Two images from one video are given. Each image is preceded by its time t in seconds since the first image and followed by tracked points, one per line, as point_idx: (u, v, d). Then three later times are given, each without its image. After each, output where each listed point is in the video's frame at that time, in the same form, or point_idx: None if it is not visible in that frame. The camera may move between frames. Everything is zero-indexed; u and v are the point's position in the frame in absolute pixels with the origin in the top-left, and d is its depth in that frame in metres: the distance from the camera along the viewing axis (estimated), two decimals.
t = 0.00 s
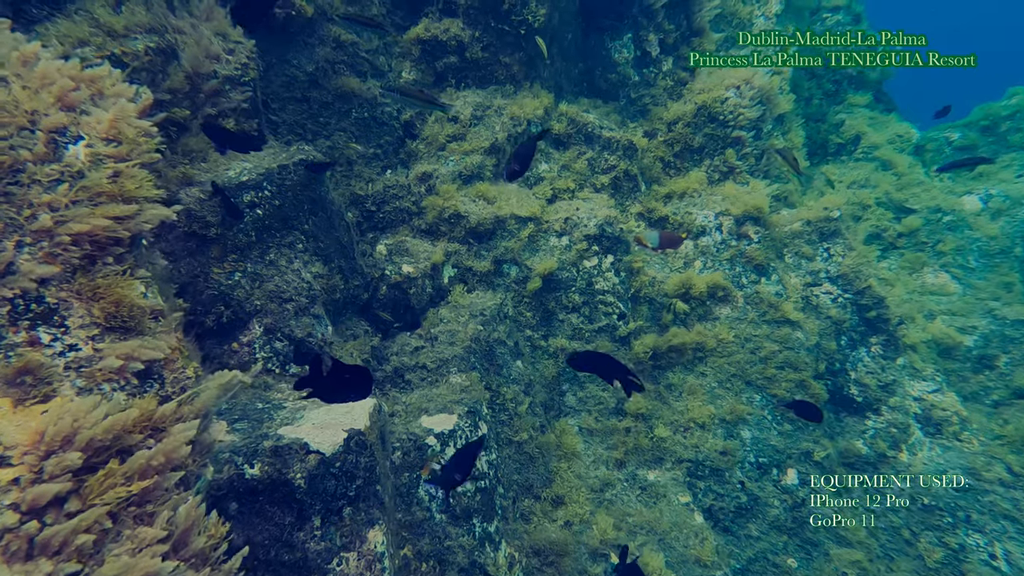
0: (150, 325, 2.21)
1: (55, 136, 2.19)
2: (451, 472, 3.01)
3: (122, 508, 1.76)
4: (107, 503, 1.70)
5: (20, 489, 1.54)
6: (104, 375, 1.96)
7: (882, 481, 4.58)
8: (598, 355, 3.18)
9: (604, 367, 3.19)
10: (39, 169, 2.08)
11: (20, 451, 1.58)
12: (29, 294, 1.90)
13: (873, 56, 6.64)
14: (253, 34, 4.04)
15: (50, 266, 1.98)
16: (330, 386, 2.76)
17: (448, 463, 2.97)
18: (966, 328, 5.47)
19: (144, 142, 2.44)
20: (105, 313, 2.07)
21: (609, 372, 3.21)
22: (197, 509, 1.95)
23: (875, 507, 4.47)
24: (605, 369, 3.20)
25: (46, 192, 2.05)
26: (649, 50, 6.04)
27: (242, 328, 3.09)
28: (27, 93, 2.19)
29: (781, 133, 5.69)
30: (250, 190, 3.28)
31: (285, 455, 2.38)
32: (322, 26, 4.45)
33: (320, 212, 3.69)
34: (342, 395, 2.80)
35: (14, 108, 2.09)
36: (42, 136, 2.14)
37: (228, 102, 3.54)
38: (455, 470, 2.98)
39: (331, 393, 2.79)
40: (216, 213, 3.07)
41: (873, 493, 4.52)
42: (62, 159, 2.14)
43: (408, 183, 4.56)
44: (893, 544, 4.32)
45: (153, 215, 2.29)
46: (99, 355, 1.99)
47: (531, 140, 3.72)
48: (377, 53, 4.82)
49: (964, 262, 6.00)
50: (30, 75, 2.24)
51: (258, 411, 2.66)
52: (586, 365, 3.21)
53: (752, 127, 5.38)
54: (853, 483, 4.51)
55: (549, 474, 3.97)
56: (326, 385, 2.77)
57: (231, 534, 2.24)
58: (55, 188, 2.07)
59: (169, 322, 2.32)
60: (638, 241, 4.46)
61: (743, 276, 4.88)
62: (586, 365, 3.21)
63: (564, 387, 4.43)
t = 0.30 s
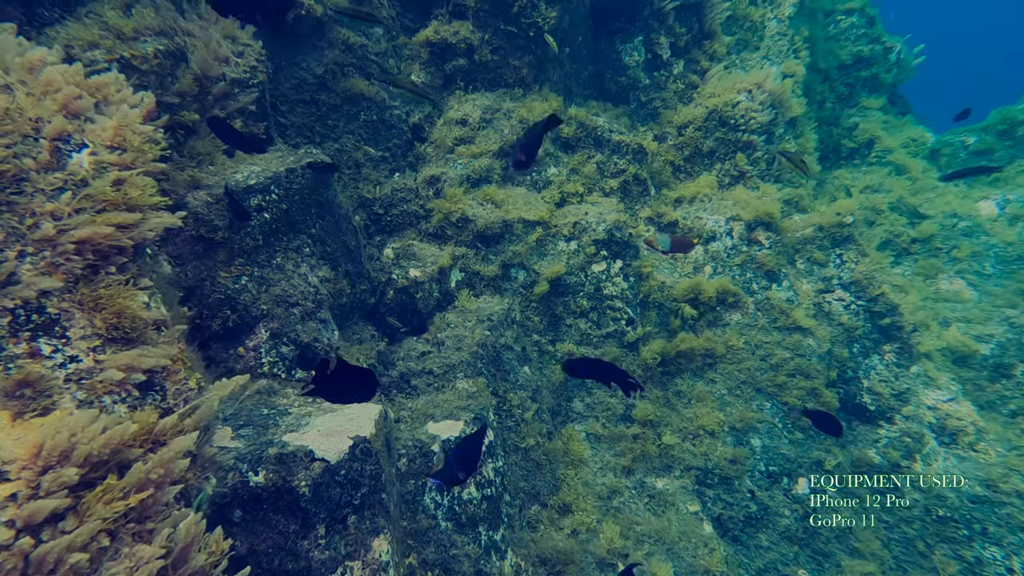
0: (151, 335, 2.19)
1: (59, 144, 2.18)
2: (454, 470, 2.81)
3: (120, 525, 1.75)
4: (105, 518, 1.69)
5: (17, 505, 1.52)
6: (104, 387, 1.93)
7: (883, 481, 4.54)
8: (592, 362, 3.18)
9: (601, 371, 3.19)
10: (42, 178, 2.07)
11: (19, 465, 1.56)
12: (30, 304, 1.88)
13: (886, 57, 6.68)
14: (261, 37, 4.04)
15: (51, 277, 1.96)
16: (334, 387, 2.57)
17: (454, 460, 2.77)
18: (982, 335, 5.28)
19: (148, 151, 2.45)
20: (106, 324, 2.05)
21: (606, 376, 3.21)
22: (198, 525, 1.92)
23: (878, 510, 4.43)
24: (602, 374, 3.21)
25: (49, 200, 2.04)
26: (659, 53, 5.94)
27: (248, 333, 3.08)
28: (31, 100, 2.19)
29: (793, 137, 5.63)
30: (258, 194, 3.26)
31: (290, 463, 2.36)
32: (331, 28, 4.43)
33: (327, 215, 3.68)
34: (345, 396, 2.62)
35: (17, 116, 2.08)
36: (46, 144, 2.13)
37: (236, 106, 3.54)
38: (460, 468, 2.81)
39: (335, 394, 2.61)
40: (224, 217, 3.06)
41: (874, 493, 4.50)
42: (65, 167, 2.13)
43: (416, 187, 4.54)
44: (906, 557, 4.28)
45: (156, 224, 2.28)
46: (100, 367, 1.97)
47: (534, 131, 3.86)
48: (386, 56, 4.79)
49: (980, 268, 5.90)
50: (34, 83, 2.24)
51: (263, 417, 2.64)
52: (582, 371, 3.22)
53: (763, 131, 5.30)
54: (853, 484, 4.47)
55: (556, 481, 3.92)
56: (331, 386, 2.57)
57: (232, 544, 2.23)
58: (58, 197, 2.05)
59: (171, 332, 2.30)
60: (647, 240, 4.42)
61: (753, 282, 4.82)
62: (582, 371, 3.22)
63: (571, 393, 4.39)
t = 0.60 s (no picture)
0: (152, 346, 2.18)
1: (62, 153, 2.19)
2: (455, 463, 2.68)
3: (118, 541, 1.73)
4: (102, 534, 1.67)
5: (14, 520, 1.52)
6: (104, 400, 1.92)
7: (894, 491, 4.48)
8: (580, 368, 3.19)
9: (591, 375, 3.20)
10: (44, 189, 2.07)
11: (15, 481, 1.57)
12: (31, 315, 1.88)
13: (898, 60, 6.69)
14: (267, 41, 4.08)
15: (53, 288, 1.96)
16: (336, 386, 2.49)
17: (455, 454, 2.65)
18: (996, 342, 5.21)
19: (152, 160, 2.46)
20: (108, 335, 2.05)
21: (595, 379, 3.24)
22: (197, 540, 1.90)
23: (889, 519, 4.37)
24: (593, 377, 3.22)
25: (51, 211, 2.04)
26: (669, 56, 5.89)
27: (253, 337, 3.08)
28: (34, 109, 2.20)
29: (804, 141, 5.56)
30: (264, 198, 3.25)
31: (293, 470, 2.34)
32: (339, 31, 4.42)
33: (334, 219, 3.67)
34: (346, 396, 2.54)
35: (20, 126, 2.09)
36: (50, 154, 2.14)
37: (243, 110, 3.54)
38: (461, 463, 2.68)
39: (335, 394, 2.53)
40: (230, 221, 3.06)
41: (885, 503, 4.43)
42: (69, 178, 2.14)
43: (423, 190, 4.51)
44: (917, 567, 4.22)
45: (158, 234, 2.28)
46: (100, 379, 1.96)
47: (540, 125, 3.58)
48: (394, 58, 4.76)
49: (994, 274, 5.81)
50: (37, 93, 2.26)
51: (267, 423, 2.63)
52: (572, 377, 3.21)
53: (773, 135, 5.24)
54: (865, 495, 4.39)
55: (561, 488, 3.87)
56: (330, 385, 2.49)
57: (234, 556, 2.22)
58: (60, 207, 2.05)
59: (173, 343, 2.29)
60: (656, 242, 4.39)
61: (763, 287, 4.76)
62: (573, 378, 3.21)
63: (577, 398, 4.35)
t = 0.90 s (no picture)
0: (152, 359, 2.17)
1: (65, 165, 2.19)
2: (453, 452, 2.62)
3: (114, 560, 1.70)
4: (96, 553, 1.64)
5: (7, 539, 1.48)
6: (103, 415, 1.91)
7: (902, 501, 4.43)
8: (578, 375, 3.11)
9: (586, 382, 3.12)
10: (46, 201, 2.07)
11: (10, 498, 1.56)
12: (31, 328, 1.88)
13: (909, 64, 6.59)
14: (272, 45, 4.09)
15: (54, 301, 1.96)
16: (335, 385, 2.48)
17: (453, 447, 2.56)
18: (1010, 351, 5.13)
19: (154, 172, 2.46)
20: (108, 348, 2.05)
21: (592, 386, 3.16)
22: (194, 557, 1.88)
23: (898, 530, 4.31)
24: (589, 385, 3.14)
25: (53, 223, 2.04)
26: (676, 61, 5.83)
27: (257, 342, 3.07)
28: (37, 120, 2.20)
29: (813, 145, 5.51)
30: (269, 203, 3.25)
31: (296, 478, 2.33)
32: (346, 34, 4.41)
33: (339, 224, 3.68)
34: (346, 395, 2.51)
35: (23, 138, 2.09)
36: (52, 165, 2.14)
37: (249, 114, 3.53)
38: (459, 454, 2.61)
39: (334, 392, 2.50)
40: (236, 226, 3.08)
41: (893, 513, 4.38)
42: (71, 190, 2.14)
43: (429, 195, 4.50)
44: None
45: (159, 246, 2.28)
46: (100, 394, 1.95)
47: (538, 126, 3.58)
48: (401, 62, 4.76)
49: (1006, 282, 5.73)
50: (40, 105, 2.27)
51: (270, 431, 2.61)
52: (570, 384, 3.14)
53: (781, 141, 5.20)
54: (873, 505, 4.33)
55: (565, 496, 3.84)
56: (328, 382, 2.47)
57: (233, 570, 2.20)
58: (61, 219, 2.05)
59: (173, 355, 2.29)
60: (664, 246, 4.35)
61: (769, 294, 4.74)
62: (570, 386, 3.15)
63: (582, 404, 4.32)
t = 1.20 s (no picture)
0: (150, 377, 2.17)
1: (66, 183, 2.20)
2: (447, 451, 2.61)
3: None
4: None
5: None
6: (99, 436, 1.89)
7: (909, 512, 4.39)
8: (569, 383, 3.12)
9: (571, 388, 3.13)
10: (46, 220, 2.06)
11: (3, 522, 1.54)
12: (29, 347, 1.87)
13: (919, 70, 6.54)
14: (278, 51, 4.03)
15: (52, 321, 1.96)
16: (333, 389, 2.46)
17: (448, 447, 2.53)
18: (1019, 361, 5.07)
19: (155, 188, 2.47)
20: (107, 367, 2.04)
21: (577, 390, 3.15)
22: None
23: (906, 543, 4.25)
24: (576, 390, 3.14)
25: (53, 241, 2.04)
26: (683, 67, 5.82)
27: (261, 349, 3.07)
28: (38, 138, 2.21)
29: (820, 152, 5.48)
30: (274, 211, 3.23)
31: (297, 490, 2.32)
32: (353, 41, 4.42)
33: (343, 231, 3.68)
34: (344, 399, 2.50)
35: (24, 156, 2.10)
36: (54, 184, 2.15)
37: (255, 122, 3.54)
38: (453, 452, 2.59)
39: (331, 396, 2.49)
40: (240, 233, 3.06)
41: (900, 525, 4.33)
42: (73, 208, 2.15)
43: (433, 201, 4.50)
44: None
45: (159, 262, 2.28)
46: (97, 415, 1.93)
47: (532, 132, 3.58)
48: (407, 68, 4.76)
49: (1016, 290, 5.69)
50: (41, 123, 2.28)
51: (272, 441, 2.60)
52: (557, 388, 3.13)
53: (788, 149, 5.18)
54: (880, 517, 4.28)
55: (569, 505, 3.82)
56: (326, 387, 2.46)
57: None
58: (61, 238, 2.05)
59: (172, 373, 2.28)
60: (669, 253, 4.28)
61: (776, 302, 4.72)
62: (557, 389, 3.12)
63: (586, 412, 4.29)
